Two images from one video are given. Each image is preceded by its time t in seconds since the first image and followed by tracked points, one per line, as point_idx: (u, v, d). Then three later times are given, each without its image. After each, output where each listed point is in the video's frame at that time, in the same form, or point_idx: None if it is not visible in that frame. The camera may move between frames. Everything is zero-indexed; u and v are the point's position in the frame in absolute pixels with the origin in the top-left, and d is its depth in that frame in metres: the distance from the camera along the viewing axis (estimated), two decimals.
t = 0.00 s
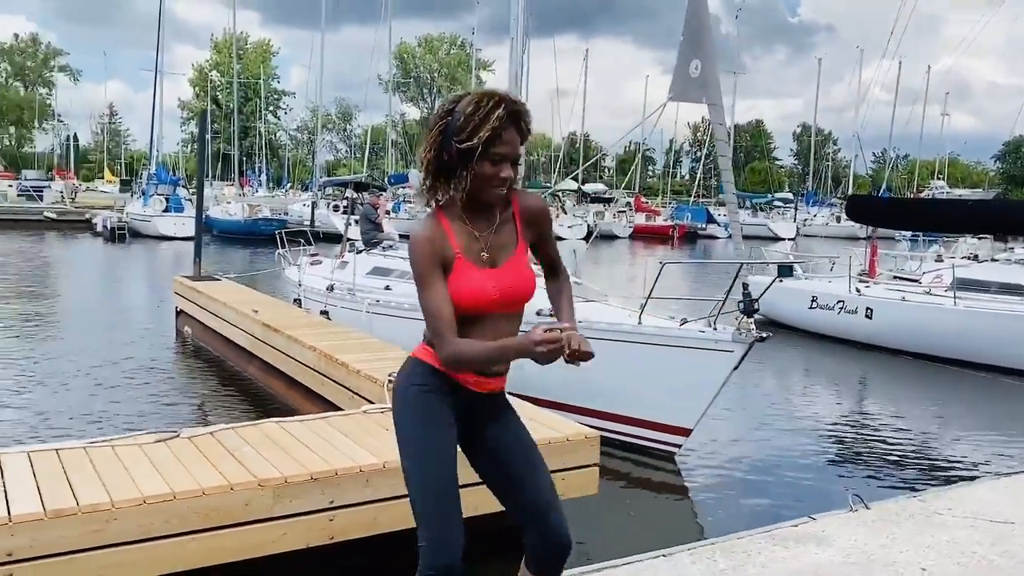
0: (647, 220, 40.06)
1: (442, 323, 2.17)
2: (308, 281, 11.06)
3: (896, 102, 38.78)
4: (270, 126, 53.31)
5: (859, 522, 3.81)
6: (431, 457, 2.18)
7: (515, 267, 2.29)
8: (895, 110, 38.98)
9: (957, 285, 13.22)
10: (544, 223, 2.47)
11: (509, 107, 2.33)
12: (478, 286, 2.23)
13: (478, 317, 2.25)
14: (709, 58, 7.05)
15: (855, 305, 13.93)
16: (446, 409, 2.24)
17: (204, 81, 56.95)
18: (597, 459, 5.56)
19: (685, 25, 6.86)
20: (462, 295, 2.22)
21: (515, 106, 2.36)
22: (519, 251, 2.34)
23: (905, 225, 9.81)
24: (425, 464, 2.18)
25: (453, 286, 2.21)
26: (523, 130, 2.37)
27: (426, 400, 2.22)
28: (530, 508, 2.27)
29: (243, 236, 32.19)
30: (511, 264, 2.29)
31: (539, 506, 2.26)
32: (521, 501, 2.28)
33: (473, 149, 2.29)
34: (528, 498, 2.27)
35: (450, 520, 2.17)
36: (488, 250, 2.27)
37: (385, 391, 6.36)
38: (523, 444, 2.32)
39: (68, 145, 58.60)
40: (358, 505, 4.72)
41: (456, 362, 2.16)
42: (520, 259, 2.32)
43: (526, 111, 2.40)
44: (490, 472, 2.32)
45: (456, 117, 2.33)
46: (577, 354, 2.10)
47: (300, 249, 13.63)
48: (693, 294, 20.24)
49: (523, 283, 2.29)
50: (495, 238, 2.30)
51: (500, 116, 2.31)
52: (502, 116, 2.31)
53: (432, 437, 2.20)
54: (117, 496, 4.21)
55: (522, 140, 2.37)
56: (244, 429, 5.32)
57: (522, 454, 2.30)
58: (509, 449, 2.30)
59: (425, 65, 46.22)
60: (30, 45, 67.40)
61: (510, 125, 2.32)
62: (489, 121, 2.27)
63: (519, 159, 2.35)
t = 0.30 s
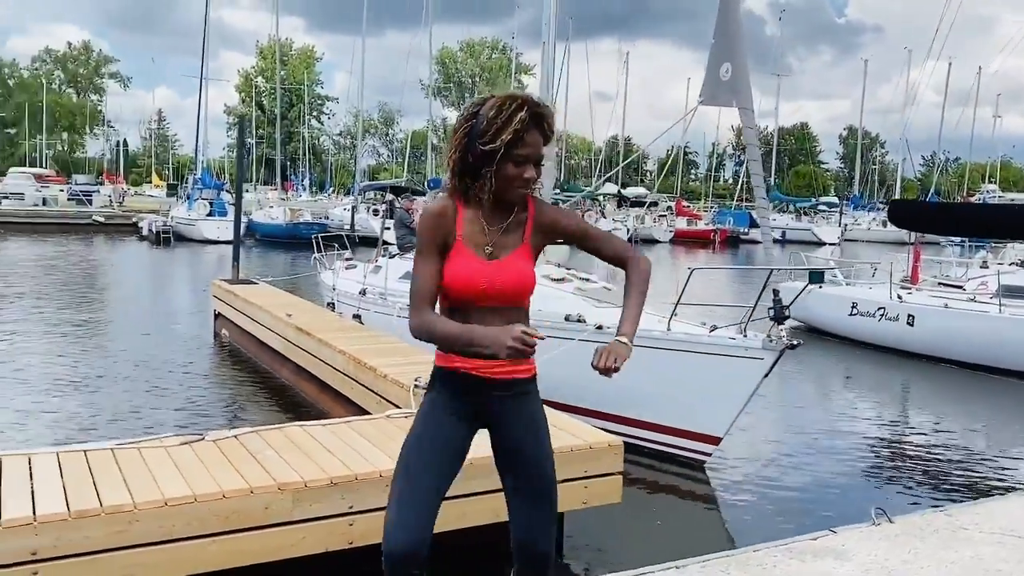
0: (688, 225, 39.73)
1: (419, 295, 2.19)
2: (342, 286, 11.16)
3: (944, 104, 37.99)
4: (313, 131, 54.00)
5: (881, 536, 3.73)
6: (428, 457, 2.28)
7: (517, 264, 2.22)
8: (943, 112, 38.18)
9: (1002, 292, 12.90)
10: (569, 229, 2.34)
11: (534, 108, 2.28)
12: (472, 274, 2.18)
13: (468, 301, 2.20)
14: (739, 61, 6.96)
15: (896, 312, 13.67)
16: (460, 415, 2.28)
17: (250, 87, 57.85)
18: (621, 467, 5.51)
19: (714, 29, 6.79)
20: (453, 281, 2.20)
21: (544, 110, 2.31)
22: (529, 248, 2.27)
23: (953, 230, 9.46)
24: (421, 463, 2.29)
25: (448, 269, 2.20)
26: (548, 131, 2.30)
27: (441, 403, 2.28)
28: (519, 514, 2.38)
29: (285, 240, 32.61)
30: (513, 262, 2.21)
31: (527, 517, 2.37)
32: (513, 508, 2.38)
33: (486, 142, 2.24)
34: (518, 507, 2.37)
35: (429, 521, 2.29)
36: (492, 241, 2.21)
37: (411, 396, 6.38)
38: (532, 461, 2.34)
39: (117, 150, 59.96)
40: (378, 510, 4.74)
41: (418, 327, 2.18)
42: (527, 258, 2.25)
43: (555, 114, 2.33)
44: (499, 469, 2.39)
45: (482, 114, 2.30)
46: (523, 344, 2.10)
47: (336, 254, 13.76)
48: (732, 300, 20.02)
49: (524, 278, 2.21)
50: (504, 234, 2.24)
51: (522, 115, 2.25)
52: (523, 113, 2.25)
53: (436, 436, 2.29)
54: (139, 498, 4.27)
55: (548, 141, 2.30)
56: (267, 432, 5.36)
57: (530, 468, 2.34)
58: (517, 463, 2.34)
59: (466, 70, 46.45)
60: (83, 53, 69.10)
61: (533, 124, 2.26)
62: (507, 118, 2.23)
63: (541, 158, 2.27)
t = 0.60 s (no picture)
0: (730, 230, 39.39)
1: (402, 289, 2.13)
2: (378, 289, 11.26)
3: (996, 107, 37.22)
4: (357, 136, 54.60)
5: (906, 547, 3.65)
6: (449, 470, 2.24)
7: (514, 288, 2.25)
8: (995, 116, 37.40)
9: None
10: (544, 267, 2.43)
11: (538, 123, 2.30)
12: (477, 286, 2.19)
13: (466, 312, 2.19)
14: (773, 64, 6.91)
15: (939, 318, 13.39)
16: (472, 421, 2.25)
17: (296, 93, 58.70)
18: (648, 473, 5.48)
19: (748, 32, 6.75)
20: (451, 293, 2.19)
21: (546, 126, 2.34)
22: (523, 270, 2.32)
23: (1004, 237, 9.20)
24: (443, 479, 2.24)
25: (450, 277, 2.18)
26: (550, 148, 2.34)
27: (450, 415, 2.24)
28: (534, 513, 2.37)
29: (327, 244, 33.02)
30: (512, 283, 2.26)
31: (543, 515, 2.36)
32: (524, 508, 2.37)
33: (494, 152, 2.24)
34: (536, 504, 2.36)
35: (461, 535, 2.24)
36: (495, 256, 2.23)
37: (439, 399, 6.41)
38: (540, 456, 2.36)
39: (167, 156, 61.24)
40: (402, 511, 4.78)
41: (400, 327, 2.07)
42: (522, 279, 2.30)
43: (555, 128, 2.35)
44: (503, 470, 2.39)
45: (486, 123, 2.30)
46: (486, 389, 1.98)
47: (374, 257, 13.91)
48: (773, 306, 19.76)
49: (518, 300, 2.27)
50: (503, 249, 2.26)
51: (528, 131, 2.27)
52: (529, 128, 2.28)
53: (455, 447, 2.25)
54: (170, 496, 4.36)
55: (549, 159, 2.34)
56: (297, 433, 5.44)
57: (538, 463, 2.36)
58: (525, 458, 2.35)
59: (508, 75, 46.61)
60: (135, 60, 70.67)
61: (540, 141, 2.28)
62: (513, 129, 2.24)
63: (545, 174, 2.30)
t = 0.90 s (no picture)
0: (772, 232, 38.93)
1: (404, 325, 2.27)
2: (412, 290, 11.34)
3: None
4: (397, 139, 54.98)
5: (935, 556, 3.58)
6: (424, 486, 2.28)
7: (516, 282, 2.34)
8: None
9: None
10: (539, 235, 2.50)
11: (493, 110, 2.45)
12: (464, 291, 2.28)
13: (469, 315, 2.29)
14: (808, 64, 6.82)
15: (983, 324, 13.11)
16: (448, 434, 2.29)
17: (338, 96, 59.31)
18: (676, 477, 5.44)
19: (782, 33, 6.68)
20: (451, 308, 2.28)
21: (506, 108, 2.47)
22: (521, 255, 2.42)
23: None
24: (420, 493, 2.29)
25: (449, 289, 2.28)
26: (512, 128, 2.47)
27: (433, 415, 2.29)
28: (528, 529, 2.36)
29: (366, 246, 33.31)
30: (511, 275, 2.35)
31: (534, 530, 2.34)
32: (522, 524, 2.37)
33: (459, 146, 2.41)
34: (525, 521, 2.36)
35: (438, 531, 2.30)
36: (485, 251, 2.33)
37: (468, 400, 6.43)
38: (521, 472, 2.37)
39: (213, 159, 62.26)
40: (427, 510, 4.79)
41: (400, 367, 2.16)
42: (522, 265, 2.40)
43: (510, 107, 2.47)
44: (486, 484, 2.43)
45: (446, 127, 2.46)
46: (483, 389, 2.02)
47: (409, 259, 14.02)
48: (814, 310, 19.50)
49: (526, 289, 2.37)
50: (492, 240, 2.37)
51: (488, 119, 2.42)
52: (485, 116, 2.42)
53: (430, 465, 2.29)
54: (199, 492, 4.43)
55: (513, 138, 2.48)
56: (327, 432, 5.48)
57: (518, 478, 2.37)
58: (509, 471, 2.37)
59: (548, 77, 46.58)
60: (182, 64, 71.96)
61: (499, 125, 2.43)
62: (466, 117, 2.41)
63: (505, 152, 2.42)
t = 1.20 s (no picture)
0: (814, 235, 38.35)
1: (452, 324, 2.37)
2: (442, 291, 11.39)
3: None
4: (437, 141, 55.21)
5: (953, 564, 3.50)
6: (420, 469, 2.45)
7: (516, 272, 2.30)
8: None
9: None
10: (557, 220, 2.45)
11: (488, 107, 2.47)
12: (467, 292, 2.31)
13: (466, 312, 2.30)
14: (838, 64, 6.70)
15: None
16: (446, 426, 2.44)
17: (378, 99, 59.81)
18: (697, 481, 5.39)
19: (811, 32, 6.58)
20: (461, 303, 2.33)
21: (502, 105, 2.48)
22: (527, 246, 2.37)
23: None
24: (416, 474, 2.46)
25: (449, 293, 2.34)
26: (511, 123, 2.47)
27: (430, 412, 2.44)
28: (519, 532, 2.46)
29: (404, 247, 33.51)
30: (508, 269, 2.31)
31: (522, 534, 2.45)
32: (517, 531, 2.46)
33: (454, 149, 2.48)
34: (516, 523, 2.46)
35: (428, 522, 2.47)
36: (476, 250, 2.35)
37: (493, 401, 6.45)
38: (521, 473, 2.44)
39: (256, 161, 63.20)
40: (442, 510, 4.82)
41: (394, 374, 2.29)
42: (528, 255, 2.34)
43: (509, 103, 2.48)
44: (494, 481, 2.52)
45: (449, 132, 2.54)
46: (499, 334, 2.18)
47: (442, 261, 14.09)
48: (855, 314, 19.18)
49: (529, 281, 2.31)
50: (490, 237, 2.38)
51: (481, 118, 2.45)
52: (476, 115, 2.46)
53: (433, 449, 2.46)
54: (219, 489, 4.50)
55: (512, 131, 2.47)
56: (349, 431, 5.53)
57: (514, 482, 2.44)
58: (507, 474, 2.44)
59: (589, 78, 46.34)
60: (227, 68, 73.15)
61: (492, 121, 2.44)
62: (458, 119, 2.47)
63: (504, 151, 2.44)
